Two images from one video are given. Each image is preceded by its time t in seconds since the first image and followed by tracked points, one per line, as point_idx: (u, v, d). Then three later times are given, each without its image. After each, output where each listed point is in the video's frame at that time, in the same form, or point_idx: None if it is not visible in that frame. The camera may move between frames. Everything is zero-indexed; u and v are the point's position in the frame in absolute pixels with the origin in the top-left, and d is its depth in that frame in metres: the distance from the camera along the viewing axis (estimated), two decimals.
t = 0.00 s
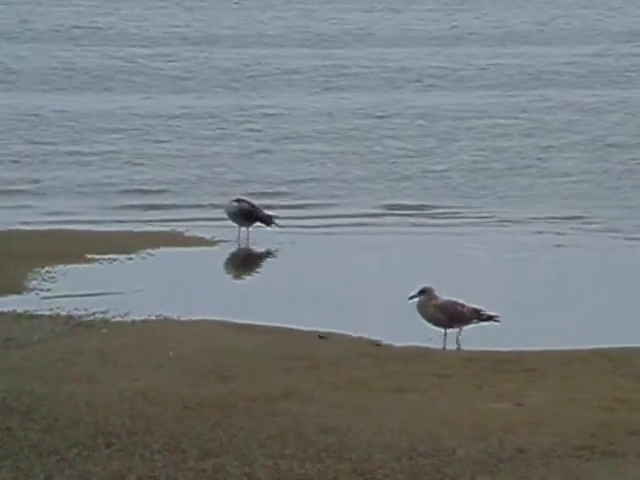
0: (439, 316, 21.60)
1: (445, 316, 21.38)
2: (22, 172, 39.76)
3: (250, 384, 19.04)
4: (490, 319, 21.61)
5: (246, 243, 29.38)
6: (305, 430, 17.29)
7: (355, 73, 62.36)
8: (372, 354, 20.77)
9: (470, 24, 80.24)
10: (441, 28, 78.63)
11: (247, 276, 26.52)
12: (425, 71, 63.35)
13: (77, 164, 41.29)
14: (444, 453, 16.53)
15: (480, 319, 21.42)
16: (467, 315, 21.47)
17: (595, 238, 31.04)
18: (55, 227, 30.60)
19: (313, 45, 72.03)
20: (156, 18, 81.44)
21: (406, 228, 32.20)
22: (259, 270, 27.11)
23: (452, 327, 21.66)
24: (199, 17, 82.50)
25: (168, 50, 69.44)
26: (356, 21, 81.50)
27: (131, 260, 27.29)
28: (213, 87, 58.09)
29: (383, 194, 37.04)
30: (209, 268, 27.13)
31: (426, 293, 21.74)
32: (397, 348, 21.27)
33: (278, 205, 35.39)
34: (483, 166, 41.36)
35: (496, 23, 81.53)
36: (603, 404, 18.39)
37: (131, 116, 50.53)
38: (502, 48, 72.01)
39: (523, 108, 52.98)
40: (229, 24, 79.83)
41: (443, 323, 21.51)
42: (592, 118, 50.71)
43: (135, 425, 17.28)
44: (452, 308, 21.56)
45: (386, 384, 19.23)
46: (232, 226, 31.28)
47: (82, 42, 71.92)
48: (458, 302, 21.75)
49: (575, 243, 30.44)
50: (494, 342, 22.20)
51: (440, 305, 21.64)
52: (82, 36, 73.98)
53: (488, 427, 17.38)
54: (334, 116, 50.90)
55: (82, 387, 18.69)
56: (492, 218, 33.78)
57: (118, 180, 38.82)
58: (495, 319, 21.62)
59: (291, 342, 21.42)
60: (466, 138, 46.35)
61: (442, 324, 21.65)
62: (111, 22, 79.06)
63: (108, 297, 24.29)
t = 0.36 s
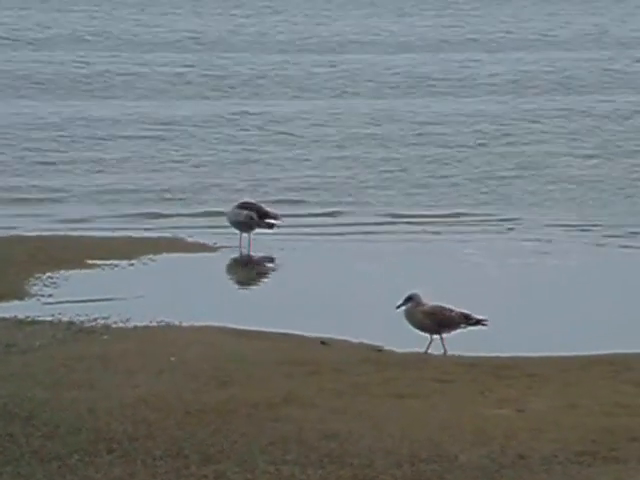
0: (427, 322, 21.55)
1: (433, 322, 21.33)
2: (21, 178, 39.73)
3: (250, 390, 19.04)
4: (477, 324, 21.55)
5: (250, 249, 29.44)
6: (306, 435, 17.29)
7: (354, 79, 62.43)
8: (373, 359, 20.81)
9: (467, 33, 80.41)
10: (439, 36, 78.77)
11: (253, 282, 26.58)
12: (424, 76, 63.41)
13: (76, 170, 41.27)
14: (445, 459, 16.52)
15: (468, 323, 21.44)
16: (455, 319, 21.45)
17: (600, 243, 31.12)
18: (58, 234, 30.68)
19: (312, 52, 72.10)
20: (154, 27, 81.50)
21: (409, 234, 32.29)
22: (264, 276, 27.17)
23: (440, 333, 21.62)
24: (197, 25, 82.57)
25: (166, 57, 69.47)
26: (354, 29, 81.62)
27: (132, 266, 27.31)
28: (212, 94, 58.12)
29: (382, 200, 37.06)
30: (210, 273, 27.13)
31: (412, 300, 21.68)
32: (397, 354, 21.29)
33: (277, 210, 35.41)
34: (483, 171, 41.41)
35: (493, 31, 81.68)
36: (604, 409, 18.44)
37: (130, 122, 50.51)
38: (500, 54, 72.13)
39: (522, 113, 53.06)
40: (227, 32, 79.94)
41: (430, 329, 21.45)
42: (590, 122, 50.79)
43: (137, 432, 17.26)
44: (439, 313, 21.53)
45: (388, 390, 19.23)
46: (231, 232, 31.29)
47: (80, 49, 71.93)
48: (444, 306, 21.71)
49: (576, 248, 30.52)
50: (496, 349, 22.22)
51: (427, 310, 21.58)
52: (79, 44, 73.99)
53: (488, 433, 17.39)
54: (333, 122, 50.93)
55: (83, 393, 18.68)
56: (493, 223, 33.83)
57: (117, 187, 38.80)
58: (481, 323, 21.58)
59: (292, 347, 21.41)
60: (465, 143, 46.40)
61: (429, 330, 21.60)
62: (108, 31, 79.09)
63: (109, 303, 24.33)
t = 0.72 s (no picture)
0: (413, 327, 21.47)
1: (419, 328, 21.26)
2: (23, 184, 39.70)
3: (253, 396, 19.01)
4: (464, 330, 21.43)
5: (251, 255, 29.44)
6: (308, 441, 17.25)
7: (356, 85, 62.44)
8: (375, 365, 20.77)
9: (471, 39, 80.45)
10: (442, 43, 78.82)
11: (253, 289, 26.54)
12: (427, 82, 63.42)
13: (78, 176, 41.26)
14: (448, 465, 16.48)
15: (454, 331, 21.29)
16: (441, 326, 21.32)
17: (599, 248, 31.20)
18: (59, 240, 30.69)
19: (314, 57, 72.11)
20: (157, 33, 81.54)
21: (409, 239, 32.34)
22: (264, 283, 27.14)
23: (426, 338, 21.53)
24: (200, 32, 82.61)
25: (169, 63, 69.47)
26: (357, 35, 81.65)
27: (134, 272, 27.29)
28: (215, 99, 58.13)
29: (385, 206, 37.03)
30: (212, 279, 27.11)
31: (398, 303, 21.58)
32: (399, 359, 21.28)
33: (280, 216, 35.39)
34: (486, 176, 41.39)
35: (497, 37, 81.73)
36: (608, 415, 18.40)
37: (132, 128, 50.50)
38: (503, 60, 72.16)
39: (525, 118, 53.05)
40: (230, 38, 80.00)
41: (416, 335, 21.38)
42: (594, 128, 50.78)
43: (139, 437, 17.22)
44: (426, 320, 21.42)
45: (390, 396, 19.20)
46: (233, 238, 31.27)
47: (83, 55, 71.96)
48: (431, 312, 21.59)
49: (578, 253, 30.52)
50: (499, 355, 22.19)
51: (415, 316, 21.47)
52: (82, 50, 74.00)
53: (490, 439, 17.36)
54: (336, 127, 50.92)
55: (85, 399, 18.64)
56: (495, 229, 33.81)
57: (119, 192, 38.77)
58: (468, 330, 21.45)
59: (294, 353, 21.38)
60: (468, 149, 46.39)
61: (416, 335, 21.52)
62: (112, 37, 79.12)
63: (112, 308, 24.32)
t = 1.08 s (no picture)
0: (398, 330, 21.57)
1: (401, 330, 21.34)
2: (25, 189, 39.70)
3: (255, 401, 19.00)
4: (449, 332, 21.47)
5: (254, 260, 29.46)
6: (311, 446, 17.24)
7: (359, 90, 62.46)
8: (376, 370, 20.78)
9: (472, 45, 80.49)
10: (444, 48, 78.87)
11: (255, 293, 26.55)
12: (429, 87, 63.47)
13: (81, 181, 41.26)
14: (450, 470, 16.47)
15: (436, 333, 21.35)
16: (423, 328, 21.40)
17: (601, 254, 31.23)
18: (62, 245, 30.71)
19: (317, 63, 72.12)
20: (159, 39, 81.60)
21: (412, 244, 32.36)
22: (267, 287, 27.17)
23: (412, 341, 21.62)
24: (202, 38, 82.63)
25: (171, 68, 69.51)
26: (359, 41, 81.69)
27: (136, 277, 27.28)
28: (217, 105, 58.15)
29: (388, 211, 37.03)
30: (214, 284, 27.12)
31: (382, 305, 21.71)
32: (399, 364, 21.30)
33: (284, 221, 35.38)
34: (489, 182, 41.40)
35: (498, 43, 81.77)
36: (610, 420, 18.40)
37: (134, 133, 50.50)
38: (505, 65, 72.18)
39: (528, 124, 53.07)
40: (232, 44, 80.03)
41: (400, 337, 21.48)
42: (596, 134, 50.81)
43: (141, 442, 17.20)
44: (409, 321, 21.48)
45: (392, 401, 19.20)
46: (236, 243, 31.28)
47: (85, 61, 72.00)
48: (415, 314, 21.65)
49: (581, 259, 30.55)
50: (500, 360, 22.19)
51: (399, 318, 21.57)
52: (84, 56, 74.04)
53: (493, 444, 17.35)
54: (338, 132, 50.93)
55: (88, 404, 18.63)
56: (498, 235, 33.79)
57: (122, 198, 38.77)
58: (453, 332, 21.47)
59: (296, 358, 21.38)
60: (471, 154, 46.40)
61: (401, 338, 21.62)
62: (114, 43, 79.19)
63: (114, 313, 24.32)
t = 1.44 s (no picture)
0: (394, 335, 21.54)
1: (397, 336, 21.26)
2: (28, 194, 39.72)
3: (257, 405, 18.98)
4: (445, 338, 21.36)
5: (257, 264, 29.48)
6: (313, 450, 17.22)
7: (363, 94, 62.46)
8: (379, 374, 20.76)
9: (477, 49, 80.49)
10: (449, 52, 78.86)
11: (259, 298, 26.51)
12: (434, 92, 63.48)
13: (84, 186, 41.28)
14: (453, 474, 16.45)
15: (433, 339, 21.23)
16: (421, 334, 21.29)
17: (601, 258, 31.22)
18: (64, 249, 30.70)
19: (321, 67, 72.15)
20: (163, 44, 81.65)
21: (413, 248, 32.35)
22: (271, 292, 27.12)
23: (409, 346, 21.54)
24: (207, 42, 82.68)
25: (175, 73, 69.54)
26: (363, 45, 81.71)
27: (138, 281, 27.27)
28: (221, 109, 58.17)
29: (392, 215, 37.01)
30: (217, 288, 27.10)
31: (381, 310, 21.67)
32: (399, 367, 21.28)
33: (287, 225, 35.38)
34: (493, 187, 41.38)
35: (503, 47, 81.77)
36: (613, 424, 18.37)
37: (138, 137, 50.52)
38: (509, 69, 72.17)
39: (532, 128, 53.06)
40: (236, 49, 80.08)
41: (396, 343, 21.41)
42: (600, 138, 50.79)
43: (144, 447, 17.18)
44: (407, 327, 21.38)
45: (395, 405, 19.18)
46: (239, 247, 31.26)
47: (89, 66, 72.04)
48: (414, 320, 21.55)
49: (581, 262, 30.55)
50: (502, 364, 22.16)
51: (397, 324, 21.49)
52: (89, 60, 74.10)
53: (495, 448, 17.32)
54: (342, 137, 50.93)
55: (90, 409, 18.61)
56: (501, 239, 33.77)
57: (125, 202, 38.78)
58: (450, 338, 21.34)
59: (299, 362, 21.36)
60: (475, 158, 46.39)
61: (397, 343, 21.56)
62: (118, 48, 79.25)
63: (117, 318, 24.31)
